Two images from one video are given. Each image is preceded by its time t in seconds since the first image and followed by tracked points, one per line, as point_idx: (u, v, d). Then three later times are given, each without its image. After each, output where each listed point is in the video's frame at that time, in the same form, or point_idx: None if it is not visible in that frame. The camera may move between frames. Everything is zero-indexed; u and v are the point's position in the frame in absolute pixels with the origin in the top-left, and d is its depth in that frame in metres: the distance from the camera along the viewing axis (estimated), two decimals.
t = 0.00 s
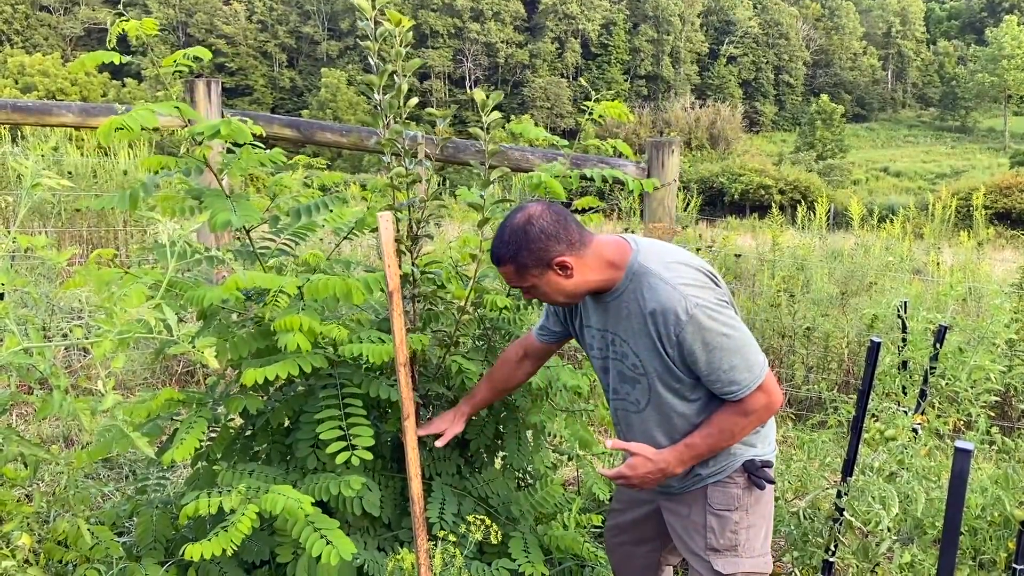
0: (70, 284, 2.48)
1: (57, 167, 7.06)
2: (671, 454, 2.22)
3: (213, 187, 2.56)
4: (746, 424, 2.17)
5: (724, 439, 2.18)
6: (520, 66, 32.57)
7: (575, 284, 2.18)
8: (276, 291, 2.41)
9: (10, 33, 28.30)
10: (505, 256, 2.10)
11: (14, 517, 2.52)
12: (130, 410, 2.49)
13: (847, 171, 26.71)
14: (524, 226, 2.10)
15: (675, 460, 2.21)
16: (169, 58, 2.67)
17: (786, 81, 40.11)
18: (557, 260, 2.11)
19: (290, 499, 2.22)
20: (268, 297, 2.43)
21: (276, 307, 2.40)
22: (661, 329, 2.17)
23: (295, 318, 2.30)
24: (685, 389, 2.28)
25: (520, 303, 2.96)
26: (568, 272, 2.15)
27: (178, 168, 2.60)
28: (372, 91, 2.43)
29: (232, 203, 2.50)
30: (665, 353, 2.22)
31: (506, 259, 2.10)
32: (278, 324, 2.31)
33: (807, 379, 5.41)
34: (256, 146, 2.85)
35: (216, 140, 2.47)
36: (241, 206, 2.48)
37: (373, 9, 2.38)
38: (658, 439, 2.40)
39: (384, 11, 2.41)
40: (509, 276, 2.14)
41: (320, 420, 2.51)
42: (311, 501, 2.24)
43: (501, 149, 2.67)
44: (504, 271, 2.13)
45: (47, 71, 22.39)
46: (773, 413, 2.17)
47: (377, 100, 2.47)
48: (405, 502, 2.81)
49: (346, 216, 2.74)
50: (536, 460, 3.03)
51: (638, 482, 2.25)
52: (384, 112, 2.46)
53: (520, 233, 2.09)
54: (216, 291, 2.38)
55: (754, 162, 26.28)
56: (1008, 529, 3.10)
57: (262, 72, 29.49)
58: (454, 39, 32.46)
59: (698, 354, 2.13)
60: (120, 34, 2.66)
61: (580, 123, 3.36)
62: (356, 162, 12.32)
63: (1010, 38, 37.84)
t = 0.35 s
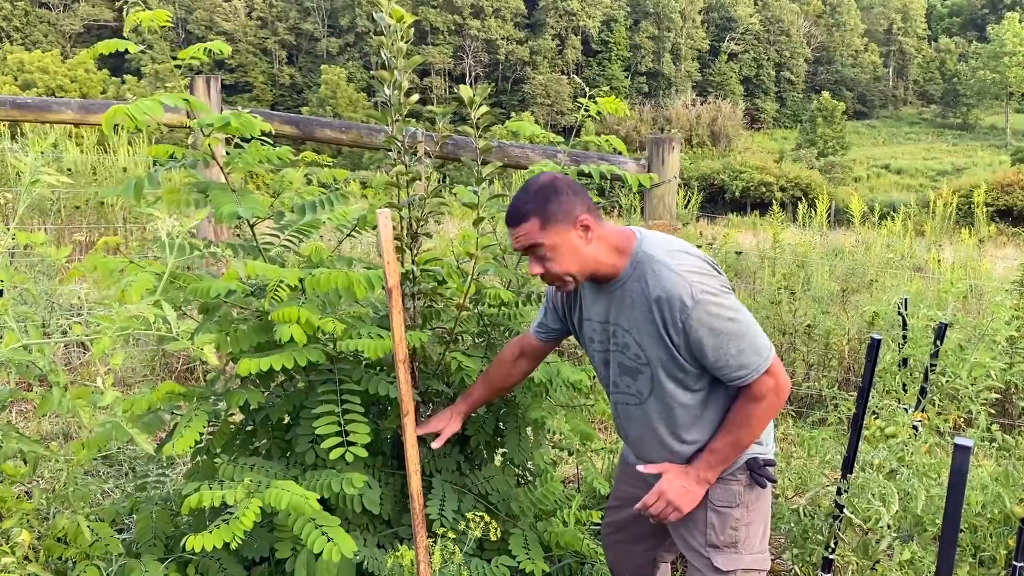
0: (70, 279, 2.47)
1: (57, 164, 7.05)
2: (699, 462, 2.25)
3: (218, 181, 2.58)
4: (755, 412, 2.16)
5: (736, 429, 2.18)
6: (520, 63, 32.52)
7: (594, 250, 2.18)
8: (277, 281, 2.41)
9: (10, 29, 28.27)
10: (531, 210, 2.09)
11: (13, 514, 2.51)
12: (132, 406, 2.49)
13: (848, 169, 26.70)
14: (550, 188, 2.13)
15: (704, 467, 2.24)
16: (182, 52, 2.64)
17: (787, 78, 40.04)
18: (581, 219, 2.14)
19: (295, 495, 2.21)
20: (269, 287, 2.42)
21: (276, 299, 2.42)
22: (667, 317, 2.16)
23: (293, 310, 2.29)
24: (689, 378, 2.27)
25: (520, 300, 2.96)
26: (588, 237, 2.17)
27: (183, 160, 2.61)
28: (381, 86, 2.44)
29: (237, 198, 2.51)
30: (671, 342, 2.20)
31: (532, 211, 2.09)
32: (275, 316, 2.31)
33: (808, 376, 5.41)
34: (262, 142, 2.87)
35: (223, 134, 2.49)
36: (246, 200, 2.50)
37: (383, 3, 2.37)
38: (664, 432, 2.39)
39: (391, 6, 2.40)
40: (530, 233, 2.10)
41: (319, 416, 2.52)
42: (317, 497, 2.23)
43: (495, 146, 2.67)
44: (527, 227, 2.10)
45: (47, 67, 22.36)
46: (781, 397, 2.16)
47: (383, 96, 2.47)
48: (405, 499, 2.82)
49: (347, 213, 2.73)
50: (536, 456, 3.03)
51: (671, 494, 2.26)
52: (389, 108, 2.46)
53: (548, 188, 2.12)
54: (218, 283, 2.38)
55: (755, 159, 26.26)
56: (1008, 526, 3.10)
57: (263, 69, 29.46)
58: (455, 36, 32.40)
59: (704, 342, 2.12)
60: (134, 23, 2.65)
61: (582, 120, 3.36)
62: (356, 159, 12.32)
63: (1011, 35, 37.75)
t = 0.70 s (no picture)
0: (69, 278, 2.47)
1: (57, 163, 7.05)
2: (713, 436, 2.13)
3: (216, 179, 2.56)
4: (773, 384, 2.12)
5: (753, 398, 2.11)
6: (520, 62, 32.50)
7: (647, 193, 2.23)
8: (270, 287, 2.43)
9: (10, 28, 28.25)
10: (614, 126, 2.18)
11: (13, 512, 2.51)
12: (131, 404, 2.49)
13: (848, 167, 26.68)
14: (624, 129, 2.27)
15: (719, 440, 2.11)
16: (179, 49, 2.64)
17: (787, 76, 40.02)
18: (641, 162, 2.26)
19: (291, 495, 2.21)
20: (265, 291, 2.45)
21: (271, 303, 2.41)
22: (691, 278, 2.13)
23: (289, 314, 2.30)
24: (700, 348, 2.22)
25: (520, 299, 2.96)
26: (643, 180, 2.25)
27: (181, 160, 2.61)
28: (378, 84, 2.43)
29: (234, 197, 2.50)
30: (690, 306, 2.16)
31: (616, 125, 2.18)
32: (272, 320, 2.32)
33: (808, 374, 5.40)
34: (262, 140, 2.86)
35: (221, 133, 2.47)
36: (243, 200, 2.49)
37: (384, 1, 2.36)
38: (667, 407, 2.28)
39: (392, 4, 2.39)
40: (612, 139, 2.16)
41: (317, 416, 2.52)
42: (311, 497, 2.23)
43: (504, 146, 2.66)
44: (611, 133, 2.16)
45: (47, 66, 22.35)
46: (794, 371, 2.14)
47: (382, 94, 2.46)
48: (405, 498, 2.82)
49: (346, 211, 2.73)
50: (536, 455, 3.03)
51: (688, 470, 2.09)
52: (388, 107, 2.46)
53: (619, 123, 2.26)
54: (215, 284, 2.38)
55: (755, 157, 26.24)
56: (1008, 525, 3.09)
57: (263, 67, 29.43)
58: (455, 34, 32.38)
59: (730, 305, 2.10)
60: (131, 22, 2.64)
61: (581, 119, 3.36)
62: (355, 159, 12.33)
63: (1012, 33, 37.71)
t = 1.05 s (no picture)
0: (68, 279, 2.47)
1: (56, 162, 7.05)
2: (712, 433, 2.14)
3: (210, 181, 2.56)
4: (774, 383, 2.13)
5: (753, 395, 2.12)
6: (520, 61, 32.50)
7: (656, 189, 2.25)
8: (267, 292, 2.38)
9: (10, 27, 28.25)
10: (628, 121, 2.19)
11: (12, 511, 2.51)
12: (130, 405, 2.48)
13: (848, 167, 26.68)
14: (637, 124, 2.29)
15: (718, 436, 2.12)
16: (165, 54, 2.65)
17: (787, 76, 40.04)
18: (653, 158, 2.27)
19: (287, 498, 2.21)
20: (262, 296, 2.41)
21: (269, 306, 2.38)
22: (696, 274, 2.13)
23: (289, 318, 2.30)
24: (702, 344, 2.23)
25: (519, 299, 2.96)
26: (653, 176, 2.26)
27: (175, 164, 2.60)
28: (375, 84, 2.43)
29: (229, 199, 2.49)
30: (694, 302, 2.16)
31: (632, 120, 2.19)
32: (272, 324, 2.32)
33: (807, 374, 5.40)
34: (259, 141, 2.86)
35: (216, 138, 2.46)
36: (238, 202, 2.48)
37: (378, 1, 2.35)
38: (666, 402, 2.29)
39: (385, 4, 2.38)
40: (626, 134, 2.17)
41: (316, 417, 2.52)
42: (308, 498, 2.23)
43: (493, 145, 2.67)
44: (625, 127, 2.17)
45: (47, 65, 22.35)
46: (795, 369, 2.16)
47: (380, 94, 2.46)
48: (405, 498, 2.82)
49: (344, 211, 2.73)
50: (535, 455, 3.04)
51: (686, 467, 2.11)
52: (385, 107, 2.46)
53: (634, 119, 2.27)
54: (213, 287, 2.38)
55: (754, 157, 26.25)
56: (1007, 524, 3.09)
57: (263, 67, 29.42)
58: (455, 34, 32.38)
59: (734, 302, 2.11)
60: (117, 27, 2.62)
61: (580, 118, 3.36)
62: (355, 159, 12.33)
63: (1012, 33, 37.71)
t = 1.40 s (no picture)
0: (67, 281, 2.48)
1: (55, 164, 7.05)
2: (714, 438, 2.14)
3: (211, 182, 2.56)
4: (776, 386, 2.13)
5: (754, 401, 2.12)
6: (520, 63, 32.54)
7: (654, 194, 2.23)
8: (274, 287, 2.42)
9: (9, 28, 28.26)
10: (626, 125, 2.19)
11: (11, 513, 2.51)
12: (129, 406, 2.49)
13: (847, 169, 26.71)
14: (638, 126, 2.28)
15: (720, 442, 2.13)
16: (167, 55, 2.64)
17: (786, 78, 40.07)
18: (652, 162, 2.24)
19: (289, 497, 2.21)
20: (266, 292, 2.44)
21: (275, 302, 2.40)
22: (696, 278, 2.13)
23: (293, 314, 2.29)
24: (703, 348, 2.23)
25: (519, 300, 2.96)
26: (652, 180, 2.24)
27: (176, 164, 2.60)
28: (376, 86, 2.43)
29: (229, 199, 2.49)
30: (694, 306, 2.16)
31: (629, 124, 2.18)
32: (276, 320, 2.31)
33: (806, 376, 5.40)
34: (259, 142, 2.86)
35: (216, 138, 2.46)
36: (239, 202, 2.48)
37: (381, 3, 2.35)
38: (668, 407, 2.29)
39: (388, 6, 2.39)
40: (622, 138, 2.16)
41: (317, 417, 2.52)
42: (310, 499, 2.23)
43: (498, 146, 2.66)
44: (621, 131, 2.16)
45: (46, 67, 22.37)
46: (796, 373, 2.16)
47: (380, 96, 2.46)
48: (404, 499, 2.82)
49: (343, 213, 2.73)
50: (534, 457, 3.04)
51: (688, 474, 2.12)
52: (385, 108, 2.46)
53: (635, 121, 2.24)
54: (214, 287, 2.38)
55: (754, 159, 26.26)
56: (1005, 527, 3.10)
57: (262, 68, 29.41)
58: (455, 35, 32.39)
59: (734, 306, 2.11)
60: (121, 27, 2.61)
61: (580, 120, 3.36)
62: (355, 160, 12.34)
63: (1011, 35, 37.73)
